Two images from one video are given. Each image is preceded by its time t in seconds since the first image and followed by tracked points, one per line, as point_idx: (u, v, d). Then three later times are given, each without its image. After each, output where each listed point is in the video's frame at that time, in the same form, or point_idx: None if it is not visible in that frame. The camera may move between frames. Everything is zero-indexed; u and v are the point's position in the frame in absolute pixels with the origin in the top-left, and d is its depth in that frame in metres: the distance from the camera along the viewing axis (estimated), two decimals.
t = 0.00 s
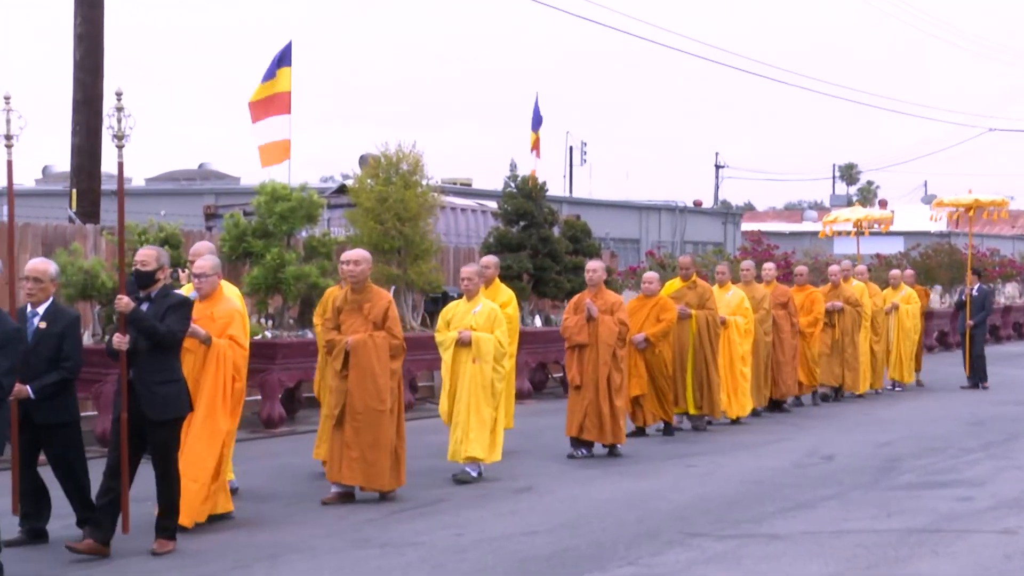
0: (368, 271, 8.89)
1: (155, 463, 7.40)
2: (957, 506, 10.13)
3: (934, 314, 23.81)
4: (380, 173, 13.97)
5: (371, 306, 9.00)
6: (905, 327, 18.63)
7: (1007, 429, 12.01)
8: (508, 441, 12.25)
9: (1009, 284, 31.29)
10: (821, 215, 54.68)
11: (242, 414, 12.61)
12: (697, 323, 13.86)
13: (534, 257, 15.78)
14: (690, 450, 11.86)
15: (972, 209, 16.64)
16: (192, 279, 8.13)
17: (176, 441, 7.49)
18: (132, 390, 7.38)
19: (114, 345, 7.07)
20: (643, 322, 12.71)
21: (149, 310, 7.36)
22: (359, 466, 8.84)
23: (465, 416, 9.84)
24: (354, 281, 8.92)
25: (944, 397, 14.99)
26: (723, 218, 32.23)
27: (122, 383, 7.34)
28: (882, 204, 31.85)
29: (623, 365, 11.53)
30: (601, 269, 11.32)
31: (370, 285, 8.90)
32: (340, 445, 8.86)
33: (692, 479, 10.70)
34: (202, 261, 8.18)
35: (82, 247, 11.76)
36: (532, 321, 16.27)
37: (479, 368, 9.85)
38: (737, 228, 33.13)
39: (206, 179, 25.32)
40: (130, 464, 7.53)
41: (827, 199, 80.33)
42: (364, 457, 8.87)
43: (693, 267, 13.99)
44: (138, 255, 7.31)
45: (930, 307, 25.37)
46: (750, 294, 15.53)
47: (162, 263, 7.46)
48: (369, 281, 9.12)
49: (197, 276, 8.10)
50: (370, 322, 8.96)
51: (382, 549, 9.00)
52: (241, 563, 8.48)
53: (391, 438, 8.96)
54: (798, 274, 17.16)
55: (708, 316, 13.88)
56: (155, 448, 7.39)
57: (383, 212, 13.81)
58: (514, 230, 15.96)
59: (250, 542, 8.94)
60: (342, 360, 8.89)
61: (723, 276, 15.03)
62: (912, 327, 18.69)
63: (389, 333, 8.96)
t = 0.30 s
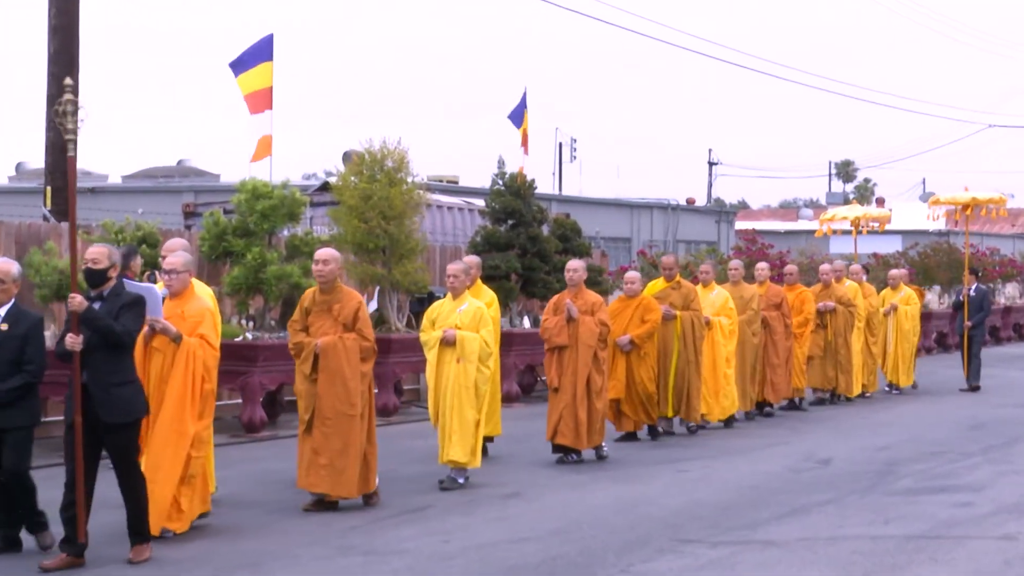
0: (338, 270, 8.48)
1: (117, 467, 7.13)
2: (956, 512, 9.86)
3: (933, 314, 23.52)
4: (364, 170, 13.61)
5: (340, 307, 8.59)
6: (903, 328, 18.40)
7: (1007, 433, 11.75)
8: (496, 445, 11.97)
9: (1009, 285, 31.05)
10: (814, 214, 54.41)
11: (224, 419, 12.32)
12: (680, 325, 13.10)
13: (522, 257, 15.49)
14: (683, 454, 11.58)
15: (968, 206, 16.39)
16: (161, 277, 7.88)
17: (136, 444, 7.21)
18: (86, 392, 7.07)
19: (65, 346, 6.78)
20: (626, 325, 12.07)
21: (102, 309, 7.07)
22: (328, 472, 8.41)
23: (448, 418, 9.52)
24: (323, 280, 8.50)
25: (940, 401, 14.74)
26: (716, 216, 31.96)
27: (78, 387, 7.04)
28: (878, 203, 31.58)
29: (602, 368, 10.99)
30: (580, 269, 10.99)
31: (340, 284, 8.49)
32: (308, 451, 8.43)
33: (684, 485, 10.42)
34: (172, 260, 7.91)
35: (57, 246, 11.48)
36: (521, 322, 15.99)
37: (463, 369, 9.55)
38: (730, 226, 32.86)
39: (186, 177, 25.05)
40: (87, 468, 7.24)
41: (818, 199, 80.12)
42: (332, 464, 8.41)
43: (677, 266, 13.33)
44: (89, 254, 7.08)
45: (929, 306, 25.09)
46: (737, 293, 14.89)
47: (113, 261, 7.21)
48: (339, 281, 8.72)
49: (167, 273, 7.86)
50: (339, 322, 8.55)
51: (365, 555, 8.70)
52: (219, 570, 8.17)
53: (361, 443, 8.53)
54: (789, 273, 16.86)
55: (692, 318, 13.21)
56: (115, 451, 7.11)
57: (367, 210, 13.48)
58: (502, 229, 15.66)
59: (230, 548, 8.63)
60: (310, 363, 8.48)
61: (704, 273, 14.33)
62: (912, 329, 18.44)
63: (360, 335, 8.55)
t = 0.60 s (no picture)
0: (310, 271, 8.20)
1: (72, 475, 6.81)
2: (956, 518, 9.60)
3: (932, 315, 23.27)
4: (348, 167, 13.34)
5: (313, 308, 8.28)
6: (903, 330, 18.17)
7: (1008, 438, 11.51)
8: (484, 449, 11.71)
9: (1012, 285, 30.82)
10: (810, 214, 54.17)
11: (204, 423, 12.03)
12: (669, 325, 12.65)
13: (510, 256, 15.21)
14: (675, 458, 11.32)
15: (970, 203, 16.16)
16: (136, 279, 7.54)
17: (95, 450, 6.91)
18: (40, 395, 6.80)
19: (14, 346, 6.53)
20: (614, 326, 11.73)
21: (55, 309, 6.83)
22: (304, 479, 8.12)
23: (434, 424, 9.26)
24: (295, 280, 8.21)
25: (938, 406, 14.49)
26: (711, 215, 31.72)
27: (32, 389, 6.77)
28: (876, 202, 31.36)
29: (588, 371, 10.67)
30: (566, 268, 10.72)
31: (313, 285, 8.20)
32: (283, 457, 8.14)
33: (678, 491, 10.15)
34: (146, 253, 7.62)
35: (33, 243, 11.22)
36: (510, 324, 15.73)
37: (450, 372, 9.29)
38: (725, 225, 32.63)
39: (166, 174, 24.76)
40: (46, 475, 6.95)
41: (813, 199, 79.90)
42: (308, 470, 8.12)
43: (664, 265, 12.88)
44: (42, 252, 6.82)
45: (927, 307, 24.86)
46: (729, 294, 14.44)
47: (67, 259, 6.95)
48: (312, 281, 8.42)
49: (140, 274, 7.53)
50: (313, 324, 8.26)
51: (350, 562, 8.40)
52: None
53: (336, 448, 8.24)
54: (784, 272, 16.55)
55: (681, 317, 12.74)
56: (70, 457, 6.80)
57: (351, 209, 13.22)
58: (490, 227, 15.38)
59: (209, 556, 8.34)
60: (284, 367, 8.19)
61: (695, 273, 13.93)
62: (911, 331, 18.22)
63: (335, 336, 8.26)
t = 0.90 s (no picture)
0: (281, 272, 7.94)
1: (19, 480, 6.49)
2: (951, 524, 9.33)
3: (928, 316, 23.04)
4: (327, 164, 13.08)
5: (285, 310, 8.02)
6: (896, 332, 17.95)
7: (1003, 443, 11.26)
8: (468, 454, 11.44)
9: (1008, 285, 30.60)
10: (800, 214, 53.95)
11: (178, 427, 11.75)
12: (653, 328, 12.41)
13: (494, 255, 14.95)
14: (664, 464, 11.06)
15: (967, 200, 15.95)
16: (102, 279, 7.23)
17: (45, 457, 6.61)
18: None
19: None
20: (598, 328, 11.44)
21: (9, 310, 6.54)
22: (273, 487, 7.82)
23: (413, 430, 9.01)
24: (266, 281, 7.95)
25: (931, 410, 14.26)
26: (700, 214, 31.48)
27: None
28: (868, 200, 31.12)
29: (571, 375, 10.40)
30: (548, 268, 10.45)
31: (285, 286, 7.94)
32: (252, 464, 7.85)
33: (666, 497, 9.88)
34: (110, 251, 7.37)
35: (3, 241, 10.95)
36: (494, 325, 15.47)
37: (430, 375, 9.02)
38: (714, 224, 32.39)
39: (138, 170, 24.50)
40: None
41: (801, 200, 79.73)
42: (278, 477, 7.80)
43: (649, 265, 12.55)
44: None
45: (921, 309, 24.64)
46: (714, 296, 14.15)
47: (22, 261, 6.72)
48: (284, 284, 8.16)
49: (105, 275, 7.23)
50: (284, 327, 7.99)
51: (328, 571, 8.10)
52: None
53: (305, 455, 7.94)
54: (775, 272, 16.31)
55: (665, 320, 12.45)
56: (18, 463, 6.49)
57: (331, 207, 12.96)
58: (473, 226, 15.10)
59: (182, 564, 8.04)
60: (254, 371, 7.92)
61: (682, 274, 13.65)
62: (904, 332, 18.01)
63: (307, 339, 7.99)
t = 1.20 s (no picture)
0: (249, 272, 7.68)
1: None
2: (945, 529, 9.07)
3: (920, 317, 22.83)
4: (303, 161, 12.82)
5: (253, 312, 7.76)
6: (880, 333, 17.72)
7: (997, 448, 11.03)
8: (449, 459, 11.19)
9: (1003, 285, 30.40)
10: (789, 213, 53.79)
11: (150, 432, 11.48)
12: (637, 329, 12.09)
13: (475, 254, 14.70)
14: (650, 469, 10.82)
15: (963, 196, 15.71)
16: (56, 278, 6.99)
17: None
18: None
19: None
20: (582, 328, 11.20)
21: None
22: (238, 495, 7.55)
23: (386, 435, 8.76)
24: (234, 282, 7.68)
25: (923, 414, 14.04)
26: (686, 212, 31.26)
27: None
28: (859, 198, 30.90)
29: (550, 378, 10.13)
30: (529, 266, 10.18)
31: (252, 287, 7.67)
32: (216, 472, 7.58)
33: (652, 503, 9.62)
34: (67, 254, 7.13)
35: None
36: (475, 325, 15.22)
37: (402, 379, 8.76)
38: (701, 222, 32.17)
39: (108, 168, 24.26)
40: None
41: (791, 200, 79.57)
42: (242, 486, 7.54)
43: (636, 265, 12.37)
44: None
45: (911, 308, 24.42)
46: (697, 296, 13.90)
47: None
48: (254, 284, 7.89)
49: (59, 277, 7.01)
50: (252, 330, 7.73)
51: None
52: None
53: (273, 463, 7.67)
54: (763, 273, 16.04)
55: (650, 320, 12.14)
56: None
57: (307, 205, 12.70)
58: (454, 224, 14.83)
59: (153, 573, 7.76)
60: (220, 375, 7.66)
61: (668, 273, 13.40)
62: (888, 333, 17.78)
63: (275, 343, 7.72)
